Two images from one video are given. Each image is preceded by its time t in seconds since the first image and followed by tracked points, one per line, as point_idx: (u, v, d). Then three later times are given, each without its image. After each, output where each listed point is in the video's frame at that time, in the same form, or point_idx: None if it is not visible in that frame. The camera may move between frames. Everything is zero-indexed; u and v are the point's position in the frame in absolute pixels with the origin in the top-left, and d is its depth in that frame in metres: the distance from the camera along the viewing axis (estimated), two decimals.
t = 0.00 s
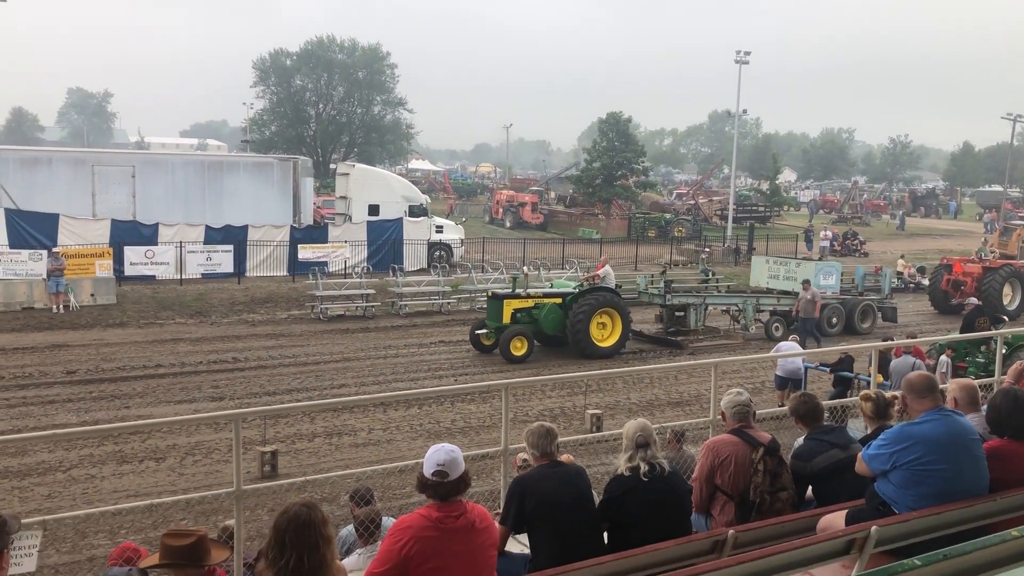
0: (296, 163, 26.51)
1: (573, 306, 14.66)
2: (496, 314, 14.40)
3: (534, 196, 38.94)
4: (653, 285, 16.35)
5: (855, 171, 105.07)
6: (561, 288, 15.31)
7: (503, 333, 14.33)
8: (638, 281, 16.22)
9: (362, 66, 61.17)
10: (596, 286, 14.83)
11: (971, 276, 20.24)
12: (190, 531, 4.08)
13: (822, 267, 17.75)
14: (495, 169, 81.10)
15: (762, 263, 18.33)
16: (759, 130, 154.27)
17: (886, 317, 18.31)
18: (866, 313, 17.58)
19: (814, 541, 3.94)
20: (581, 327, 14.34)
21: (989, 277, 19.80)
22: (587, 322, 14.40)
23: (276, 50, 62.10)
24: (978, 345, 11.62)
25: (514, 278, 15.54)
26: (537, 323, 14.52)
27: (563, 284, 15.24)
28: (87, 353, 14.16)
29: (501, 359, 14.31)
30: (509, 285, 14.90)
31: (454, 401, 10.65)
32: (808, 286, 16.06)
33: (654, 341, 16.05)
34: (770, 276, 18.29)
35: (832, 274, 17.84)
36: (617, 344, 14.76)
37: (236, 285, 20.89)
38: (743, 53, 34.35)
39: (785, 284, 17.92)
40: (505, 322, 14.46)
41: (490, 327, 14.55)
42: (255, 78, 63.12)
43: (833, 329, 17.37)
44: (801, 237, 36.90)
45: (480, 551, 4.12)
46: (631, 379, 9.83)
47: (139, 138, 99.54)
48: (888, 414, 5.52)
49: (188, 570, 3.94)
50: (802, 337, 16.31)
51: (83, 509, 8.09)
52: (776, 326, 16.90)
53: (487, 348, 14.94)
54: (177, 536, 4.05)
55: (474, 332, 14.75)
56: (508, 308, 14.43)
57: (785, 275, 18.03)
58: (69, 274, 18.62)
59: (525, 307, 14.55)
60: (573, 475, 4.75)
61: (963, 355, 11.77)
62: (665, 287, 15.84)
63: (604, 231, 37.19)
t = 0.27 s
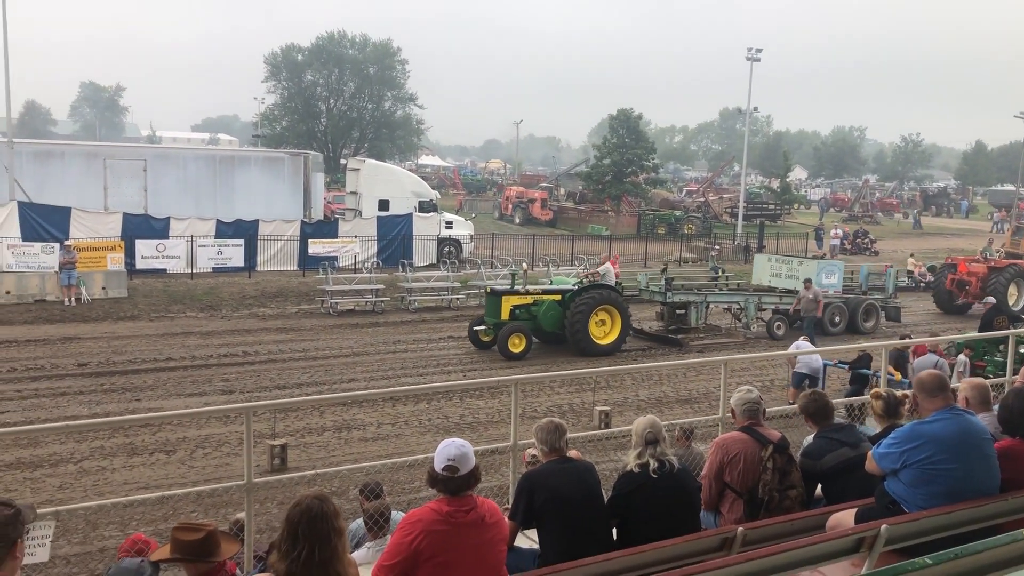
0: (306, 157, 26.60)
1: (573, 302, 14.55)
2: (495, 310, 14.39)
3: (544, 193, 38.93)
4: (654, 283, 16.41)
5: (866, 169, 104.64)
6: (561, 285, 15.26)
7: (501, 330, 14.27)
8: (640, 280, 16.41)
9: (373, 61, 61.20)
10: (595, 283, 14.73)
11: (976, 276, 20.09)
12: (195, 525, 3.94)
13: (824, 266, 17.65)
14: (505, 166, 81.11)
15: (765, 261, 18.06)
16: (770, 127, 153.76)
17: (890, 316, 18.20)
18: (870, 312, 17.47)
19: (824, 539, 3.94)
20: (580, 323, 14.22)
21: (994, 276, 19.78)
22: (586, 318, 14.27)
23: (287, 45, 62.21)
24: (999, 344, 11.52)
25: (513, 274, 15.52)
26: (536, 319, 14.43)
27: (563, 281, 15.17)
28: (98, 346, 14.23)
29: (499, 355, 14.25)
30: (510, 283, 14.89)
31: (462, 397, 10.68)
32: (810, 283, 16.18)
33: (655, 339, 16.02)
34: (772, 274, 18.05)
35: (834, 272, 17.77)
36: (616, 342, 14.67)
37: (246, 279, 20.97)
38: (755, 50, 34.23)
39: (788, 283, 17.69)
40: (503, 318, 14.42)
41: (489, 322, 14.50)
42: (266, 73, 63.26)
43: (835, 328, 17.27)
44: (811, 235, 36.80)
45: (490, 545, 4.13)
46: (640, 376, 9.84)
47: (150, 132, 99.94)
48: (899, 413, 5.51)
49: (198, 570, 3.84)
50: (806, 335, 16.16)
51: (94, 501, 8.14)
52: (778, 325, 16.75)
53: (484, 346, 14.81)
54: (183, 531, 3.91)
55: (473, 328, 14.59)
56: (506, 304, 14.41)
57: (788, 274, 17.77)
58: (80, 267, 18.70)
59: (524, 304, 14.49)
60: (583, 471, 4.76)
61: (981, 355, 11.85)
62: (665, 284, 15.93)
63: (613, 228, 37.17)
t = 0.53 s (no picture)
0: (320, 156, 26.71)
1: (575, 302, 14.54)
2: (497, 310, 14.38)
3: (556, 191, 38.90)
4: (658, 283, 16.43)
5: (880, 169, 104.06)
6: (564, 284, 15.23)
7: (502, 329, 14.23)
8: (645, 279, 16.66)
9: (386, 60, 61.30)
10: (598, 282, 14.68)
11: (985, 277, 19.92)
12: (212, 522, 3.73)
13: (830, 266, 17.57)
14: (517, 164, 81.07)
15: (769, 261, 18.15)
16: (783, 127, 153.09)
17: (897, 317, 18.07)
18: (876, 312, 17.33)
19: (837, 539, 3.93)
20: (581, 322, 14.20)
21: (1003, 278, 19.56)
22: (588, 317, 14.23)
23: (301, 43, 62.37)
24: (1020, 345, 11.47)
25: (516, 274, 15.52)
26: (537, 318, 14.41)
27: (566, 280, 15.13)
28: (112, 342, 14.32)
29: (501, 355, 14.22)
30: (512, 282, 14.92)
31: (474, 395, 10.68)
32: (815, 286, 16.10)
33: (659, 339, 15.98)
34: (777, 274, 18.07)
35: (840, 272, 17.71)
36: (618, 342, 14.61)
37: (260, 276, 21.06)
38: (769, 48, 34.07)
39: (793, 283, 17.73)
40: (504, 317, 14.43)
41: (490, 322, 14.49)
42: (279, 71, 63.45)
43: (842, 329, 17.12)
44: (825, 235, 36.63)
45: (502, 544, 4.13)
46: (652, 375, 9.83)
47: (165, 129, 100.46)
48: (913, 414, 5.48)
49: (211, 571, 3.65)
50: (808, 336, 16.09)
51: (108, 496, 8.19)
52: (783, 325, 16.72)
53: (485, 344, 14.74)
54: (199, 529, 3.70)
55: (474, 327, 14.51)
56: (507, 304, 14.43)
57: (793, 274, 17.78)
58: (95, 264, 18.81)
59: (526, 304, 14.48)
60: (595, 470, 4.75)
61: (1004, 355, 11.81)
62: (670, 283, 15.96)
63: (626, 227, 37.12)
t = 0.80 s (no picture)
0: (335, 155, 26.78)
1: (579, 301, 14.44)
2: (500, 310, 14.32)
3: (570, 191, 38.85)
4: (664, 283, 16.40)
5: (897, 169, 103.43)
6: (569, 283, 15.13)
7: (506, 328, 14.18)
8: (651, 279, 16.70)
9: (401, 60, 61.40)
10: (602, 282, 14.53)
11: (996, 278, 19.77)
12: (230, 525, 3.59)
13: (838, 267, 17.28)
14: (532, 165, 81.05)
15: (777, 261, 17.86)
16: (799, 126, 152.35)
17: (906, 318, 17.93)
18: (886, 313, 17.26)
19: (854, 541, 3.91)
20: (586, 323, 14.10)
21: (1014, 278, 19.32)
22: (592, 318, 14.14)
23: (316, 43, 62.52)
24: None
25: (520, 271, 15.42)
26: (541, 319, 14.37)
27: (569, 280, 15.04)
28: (129, 341, 14.41)
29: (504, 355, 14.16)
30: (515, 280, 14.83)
31: (488, 394, 10.71)
32: (822, 285, 15.83)
33: (664, 340, 15.93)
34: (784, 274, 17.84)
35: (848, 272, 17.46)
36: (622, 342, 14.55)
37: (275, 275, 21.15)
38: (785, 47, 33.89)
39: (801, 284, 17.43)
40: (507, 317, 14.38)
41: (493, 322, 14.44)
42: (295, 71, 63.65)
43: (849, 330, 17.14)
44: (841, 235, 36.42)
45: (518, 544, 4.13)
46: (666, 376, 9.81)
47: (181, 128, 100.96)
48: (930, 415, 5.44)
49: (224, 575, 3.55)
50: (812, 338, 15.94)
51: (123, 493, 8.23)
52: (789, 326, 16.64)
53: (490, 344, 14.77)
54: (216, 530, 3.57)
55: (478, 327, 14.57)
56: (510, 303, 14.34)
57: (800, 274, 17.56)
58: (112, 262, 18.94)
59: (530, 303, 14.42)
60: (610, 470, 4.74)
61: None
62: (675, 283, 15.92)
63: (640, 226, 37.08)
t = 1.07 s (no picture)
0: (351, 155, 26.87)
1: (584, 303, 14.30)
2: (504, 310, 14.20)
3: (586, 191, 38.78)
4: (672, 283, 16.32)
5: (916, 169, 102.66)
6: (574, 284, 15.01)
7: (510, 329, 14.05)
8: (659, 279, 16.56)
9: (417, 60, 61.51)
10: (608, 283, 14.44)
11: (1009, 280, 19.62)
12: (249, 527, 3.59)
13: (847, 268, 17.07)
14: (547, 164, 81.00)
15: (787, 262, 17.78)
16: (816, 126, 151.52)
17: (918, 320, 17.71)
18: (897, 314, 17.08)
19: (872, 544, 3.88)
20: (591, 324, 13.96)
21: None
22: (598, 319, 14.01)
23: (333, 43, 62.72)
24: None
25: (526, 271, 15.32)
26: (546, 320, 14.19)
27: (576, 280, 14.92)
28: (147, 340, 14.50)
29: (507, 356, 14.02)
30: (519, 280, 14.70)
31: (503, 394, 10.73)
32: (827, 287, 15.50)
33: (671, 341, 15.74)
34: (794, 276, 17.77)
35: (858, 274, 17.19)
36: (628, 343, 14.43)
37: (292, 275, 21.23)
38: (802, 47, 33.70)
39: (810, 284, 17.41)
40: (512, 318, 14.25)
41: (498, 323, 14.30)
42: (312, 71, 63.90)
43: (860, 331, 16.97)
44: (859, 236, 36.19)
45: (535, 546, 4.11)
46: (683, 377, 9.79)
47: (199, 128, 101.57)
48: (950, 417, 5.38)
49: None
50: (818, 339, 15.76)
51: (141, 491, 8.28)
52: (800, 328, 16.36)
53: (495, 345, 14.64)
54: (236, 531, 3.58)
55: (482, 328, 14.46)
56: (515, 303, 14.22)
57: (809, 275, 17.49)
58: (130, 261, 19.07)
59: (534, 304, 14.26)
60: (626, 471, 4.72)
61: None
62: (683, 284, 15.85)
63: (656, 226, 37.01)
